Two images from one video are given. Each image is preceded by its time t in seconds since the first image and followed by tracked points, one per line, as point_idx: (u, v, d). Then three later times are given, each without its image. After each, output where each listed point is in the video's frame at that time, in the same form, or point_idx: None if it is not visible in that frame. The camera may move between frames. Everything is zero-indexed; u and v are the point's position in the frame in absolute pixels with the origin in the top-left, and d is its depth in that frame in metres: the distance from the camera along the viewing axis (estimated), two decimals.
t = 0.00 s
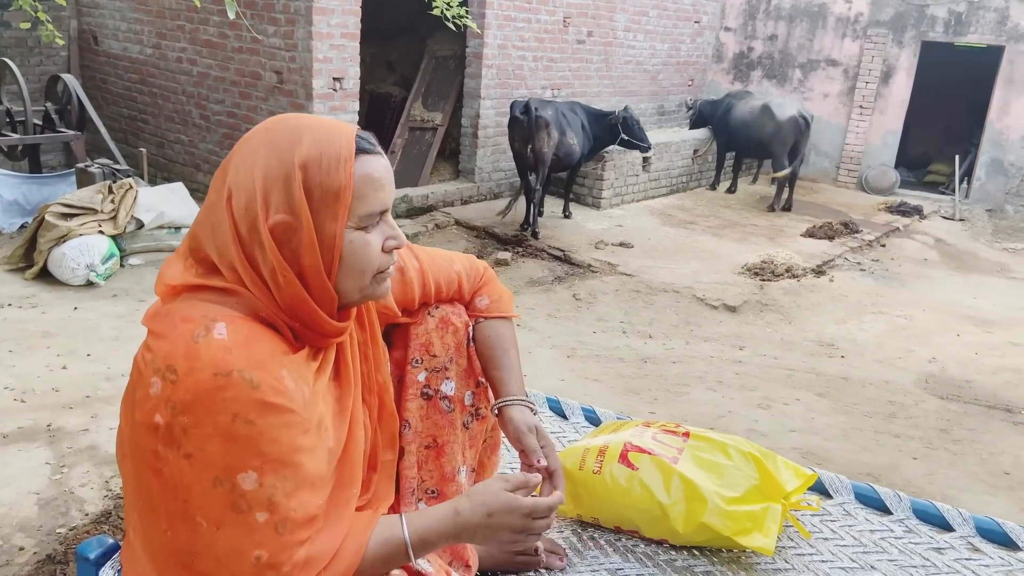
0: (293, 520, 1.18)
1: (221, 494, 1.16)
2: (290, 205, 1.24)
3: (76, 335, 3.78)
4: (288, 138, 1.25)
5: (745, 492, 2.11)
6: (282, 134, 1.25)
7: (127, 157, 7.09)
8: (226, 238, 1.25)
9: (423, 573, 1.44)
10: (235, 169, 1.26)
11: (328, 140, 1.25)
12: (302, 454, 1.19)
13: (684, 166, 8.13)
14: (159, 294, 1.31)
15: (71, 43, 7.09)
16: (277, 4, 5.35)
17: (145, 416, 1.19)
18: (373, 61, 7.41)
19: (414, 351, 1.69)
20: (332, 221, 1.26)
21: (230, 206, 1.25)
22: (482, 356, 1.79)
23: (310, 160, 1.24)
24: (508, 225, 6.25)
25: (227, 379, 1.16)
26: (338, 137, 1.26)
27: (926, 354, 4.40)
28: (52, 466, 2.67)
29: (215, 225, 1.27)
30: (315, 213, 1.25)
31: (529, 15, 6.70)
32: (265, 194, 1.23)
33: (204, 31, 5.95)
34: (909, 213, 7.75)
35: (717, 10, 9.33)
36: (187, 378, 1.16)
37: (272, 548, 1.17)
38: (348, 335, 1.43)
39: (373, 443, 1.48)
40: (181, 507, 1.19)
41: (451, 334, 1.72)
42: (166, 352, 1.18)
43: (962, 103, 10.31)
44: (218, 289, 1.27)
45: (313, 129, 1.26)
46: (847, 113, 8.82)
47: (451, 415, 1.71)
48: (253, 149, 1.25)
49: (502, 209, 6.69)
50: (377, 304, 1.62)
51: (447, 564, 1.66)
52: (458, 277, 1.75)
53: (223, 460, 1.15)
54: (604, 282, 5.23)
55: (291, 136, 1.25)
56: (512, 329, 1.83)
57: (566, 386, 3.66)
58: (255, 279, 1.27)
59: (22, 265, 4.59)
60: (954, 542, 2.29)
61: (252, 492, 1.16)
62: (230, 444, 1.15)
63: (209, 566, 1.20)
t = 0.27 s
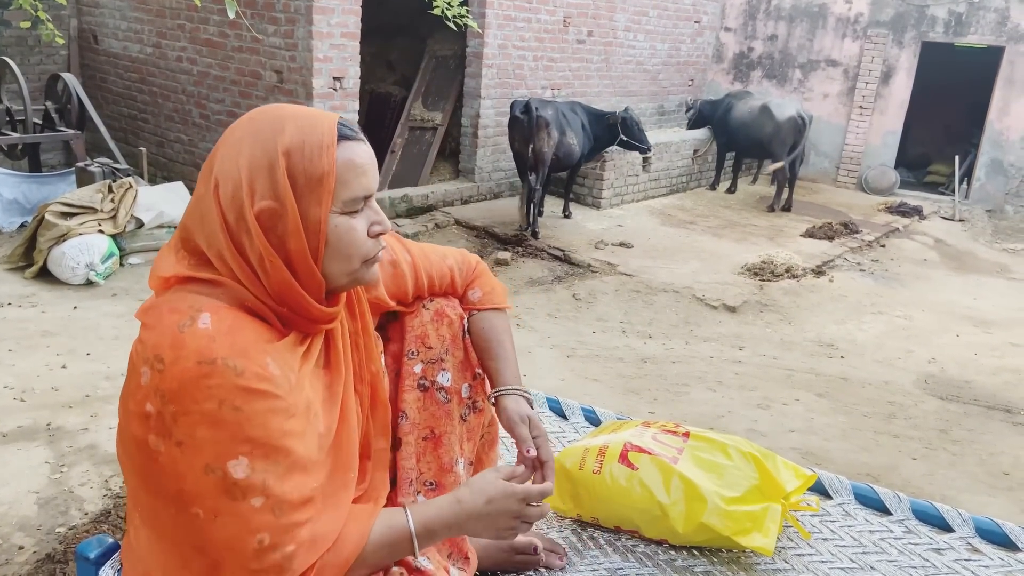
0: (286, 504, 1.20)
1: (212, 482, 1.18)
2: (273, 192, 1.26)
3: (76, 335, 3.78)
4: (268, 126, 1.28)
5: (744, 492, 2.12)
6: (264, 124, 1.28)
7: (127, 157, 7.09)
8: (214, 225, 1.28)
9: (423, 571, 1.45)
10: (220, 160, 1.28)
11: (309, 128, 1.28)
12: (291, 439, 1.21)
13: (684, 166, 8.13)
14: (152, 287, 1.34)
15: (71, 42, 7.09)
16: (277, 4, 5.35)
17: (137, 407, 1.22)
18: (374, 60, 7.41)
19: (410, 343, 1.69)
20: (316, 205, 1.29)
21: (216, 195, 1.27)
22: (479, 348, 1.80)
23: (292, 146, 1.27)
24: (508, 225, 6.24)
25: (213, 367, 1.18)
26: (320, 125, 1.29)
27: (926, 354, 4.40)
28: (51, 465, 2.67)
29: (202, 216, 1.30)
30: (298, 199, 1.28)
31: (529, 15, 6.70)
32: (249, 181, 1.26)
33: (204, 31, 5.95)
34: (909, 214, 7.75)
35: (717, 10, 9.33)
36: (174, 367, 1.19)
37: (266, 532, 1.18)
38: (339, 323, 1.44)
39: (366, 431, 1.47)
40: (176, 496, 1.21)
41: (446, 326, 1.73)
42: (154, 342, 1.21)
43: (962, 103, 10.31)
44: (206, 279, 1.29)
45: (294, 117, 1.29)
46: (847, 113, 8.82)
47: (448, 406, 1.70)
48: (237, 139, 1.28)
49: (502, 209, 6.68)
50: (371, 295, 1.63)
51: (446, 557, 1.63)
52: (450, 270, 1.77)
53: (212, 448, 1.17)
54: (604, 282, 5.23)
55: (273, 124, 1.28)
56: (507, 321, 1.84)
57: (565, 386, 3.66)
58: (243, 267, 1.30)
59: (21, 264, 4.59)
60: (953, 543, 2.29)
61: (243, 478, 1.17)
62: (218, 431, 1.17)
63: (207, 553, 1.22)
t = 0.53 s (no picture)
0: (277, 504, 1.19)
1: (205, 479, 1.18)
2: (264, 182, 1.28)
3: (76, 334, 3.78)
4: (260, 119, 1.31)
5: (744, 493, 2.12)
6: (256, 116, 1.31)
7: (128, 156, 7.09)
8: (211, 217, 1.31)
9: (421, 570, 1.43)
10: (215, 153, 1.32)
11: (299, 119, 1.30)
12: (282, 437, 1.21)
13: (684, 167, 8.13)
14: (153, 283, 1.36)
15: (72, 41, 7.10)
16: (278, 4, 5.35)
17: (132, 403, 1.24)
18: (374, 60, 7.41)
19: (409, 340, 1.69)
20: (305, 194, 1.30)
21: (212, 185, 1.31)
22: (478, 343, 1.80)
23: (281, 136, 1.29)
24: (508, 225, 6.24)
25: (205, 364, 1.19)
26: (309, 115, 1.31)
27: (926, 355, 4.40)
28: (51, 464, 2.67)
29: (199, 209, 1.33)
30: (288, 189, 1.29)
31: (530, 16, 6.70)
32: (241, 171, 1.29)
33: (205, 30, 5.96)
34: (909, 215, 7.75)
35: (718, 11, 9.34)
36: (167, 365, 1.20)
37: (256, 532, 1.18)
38: (334, 315, 1.45)
39: (361, 425, 1.47)
40: (171, 493, 1.22)
41: (444, 322, 1.73)
42: (150, 339, 1.23)
43: (962, 104, 10.31)
44: (203, 275, 1.31)
45: (285, 109, 1.32)
46: (848, 114, 8.82)
47: (447, 402, 1.70)
48: (231, 131, 1.31)
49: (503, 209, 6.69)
50: (368, 290, 1.64)
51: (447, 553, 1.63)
52: (446, 267, 1.78)
53: (204, 445, 1.18)
54: (604, 282, 5.23)
55: (265, 116, 1.31)
56: (505, 316, 1.84)
57: (566, 386, 3.66)
58: (239, 259, 1.32)
59: (22, 263, 4.59)
60: (953, 545, 2.29)
61: (234, 477, 1.18)
62: (210, 428, 1.18)
63: (201, 552, 1.22)
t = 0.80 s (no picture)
0: (280, 498, 1.20)
1: (206, 475, 1.19)
2: (254, 175, 1.30)
3: (77, 334, 3.78)
4: (249, 113, 1.32)
5: (745, 493, 2.12)
6: (244, 112, 1.33)
7: (129, 156, 7.09)
8: (207, 212, 1.32)
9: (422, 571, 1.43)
10: (208, 149, 1.34)
11: (287, 112, 1.32)
12: (283, 431, 1.21)
13: (685, 167, 8.13)
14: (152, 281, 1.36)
15: (74, 41, 7.10)
16: (280, 4, 5.36)
17: (131, 401, 1.23)
18: (376, 60, 7.41)
19: (409, 340, 1.69)
20: (293, 185, 1.31)
21: (204, 180, 1.32)
22: (479, 342, 1.79)
23: (268, 129, 1.31)
24: (509, 225, 6.24)
25: (203, 361, 1.19)
26: (296, 108, 1.33)
27: (927, 357, 4.40)
28: (52, 463, 2.67)
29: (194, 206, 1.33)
30: (277, 181, 1.31)
31: (531, 16, 6.70)
32: (231, 165, 1.30)
33: (206, 30, 5.96)
34: (910, 216, 7.75)
35: (719, 12, 9.34)
36: (166, 362, 1.20)
37: (260, 526, 1.19)
38: (331, 311, 1.45)
39: (359, 421, 1.47)
40: (173, 491, 1.22)
41: (446, 322, 1.72)
42: (148, 336, 1.23)
43: (964, 106, 10.30)
44: (200, 272, 1.31)
45: (272, 103, 1.33)
46: (849, 115, 8.82)
47: (448, 402, 1.70)
48: (221, 127, 1.33)
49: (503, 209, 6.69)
50: (366, 288, 1.64)
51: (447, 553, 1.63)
52: (445, 266, 1.78)
53: (204, 441, 1.18)
54: (605, 283, 5.23)
55: (254, 111, 1.33)
56: (507, 317, 1.83)
57: (566, 386, 3.66)
58: (234, 254, 1.32)
59: (23, 262, 4.60)
60: (954, 546, 2.29)
61: (236, 472, 1.18)
62: (210, 425, 1.18)
63: (204, 550, 1.22)
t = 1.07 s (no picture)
0: (278, 499, 1.20)
1: (205, 474, 1.19)
2: (265, 176, 1.30)
3: (78, 333, 3.79)
4: (264, 114, 1.33)
5: (745, 494, 2.12)
6: (259, 112, 1.33)
7: (131, 155, 7.10)
8: (214, 211, 1.32)
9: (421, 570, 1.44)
10: (220, 147, 1.34)
11: (301, 115, 1.32)
12: (283, 432, 1.22)
13: (686, 168, 8.13)
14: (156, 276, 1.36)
15: (75, 40, 7.11)
16: (281, 4, 5.36)
17: (132, 397, 1.23)
18: (377, 60, 7.41)
19: (410, 338, 1.69)
20: (304, 188, 1.31)
21: (215, 178, 1.33)
22: (477, 337, 1.80)
23: (284, 130, 1.31)
24: (510, 225, 6.25)
25: (206, 360, 1.19)
26: (313, 112, 1.33)
27: (928, 358, 4.40)
28: (53, 462, 2.68)
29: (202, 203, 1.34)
30: (287, 182, 1.31)
31: (532, 16, 6.70)
32: (243, 165, 1.30)
33: (207, 30, 5.96)
34: (912, 217, 7.75)
35: (720, 12, 9.34)
36: (168, 360, 1.20)
37: (257, 527, 1.19)
38: (332, 312, 1.45)
39: (358, 422, 1.47)
40: (171, 489, 1.22)
41: (446, 318, 1.73)
42: (152, 334, 1.23)
43: (965, 107, 10.29)
44: (203, 270, 1.31)
45: (289, 104, 1.34)
46: (850, 116, 8.82)
47: (448, 399, 1.70)
48: (235, 126, 1.33)
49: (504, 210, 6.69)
50: (367, 287, 1.64)
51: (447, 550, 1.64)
52: (444, 263, 1.79)
53: (205, 440, 1.18)
54: (605, 283, 5.23)
55: (269, 112, 1.33)
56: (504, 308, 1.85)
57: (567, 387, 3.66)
58: (240, 253, 1.32)
59: (24, 262, 4.60)
60: (954, 546, 2.29)
61: (235, 472, 1.18)
62: (211, 424, 1.18)
63: (200, 548, 1.22)
